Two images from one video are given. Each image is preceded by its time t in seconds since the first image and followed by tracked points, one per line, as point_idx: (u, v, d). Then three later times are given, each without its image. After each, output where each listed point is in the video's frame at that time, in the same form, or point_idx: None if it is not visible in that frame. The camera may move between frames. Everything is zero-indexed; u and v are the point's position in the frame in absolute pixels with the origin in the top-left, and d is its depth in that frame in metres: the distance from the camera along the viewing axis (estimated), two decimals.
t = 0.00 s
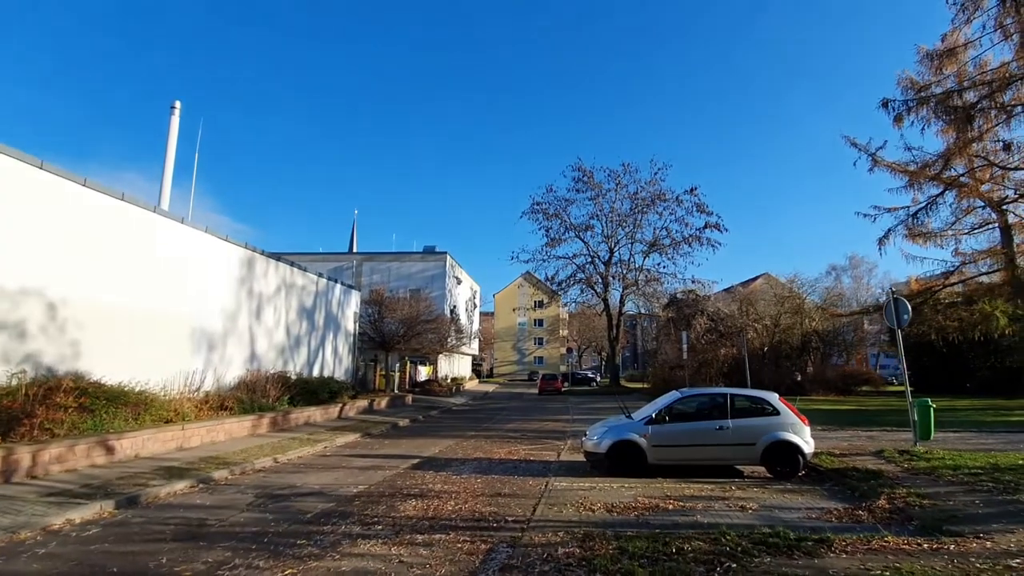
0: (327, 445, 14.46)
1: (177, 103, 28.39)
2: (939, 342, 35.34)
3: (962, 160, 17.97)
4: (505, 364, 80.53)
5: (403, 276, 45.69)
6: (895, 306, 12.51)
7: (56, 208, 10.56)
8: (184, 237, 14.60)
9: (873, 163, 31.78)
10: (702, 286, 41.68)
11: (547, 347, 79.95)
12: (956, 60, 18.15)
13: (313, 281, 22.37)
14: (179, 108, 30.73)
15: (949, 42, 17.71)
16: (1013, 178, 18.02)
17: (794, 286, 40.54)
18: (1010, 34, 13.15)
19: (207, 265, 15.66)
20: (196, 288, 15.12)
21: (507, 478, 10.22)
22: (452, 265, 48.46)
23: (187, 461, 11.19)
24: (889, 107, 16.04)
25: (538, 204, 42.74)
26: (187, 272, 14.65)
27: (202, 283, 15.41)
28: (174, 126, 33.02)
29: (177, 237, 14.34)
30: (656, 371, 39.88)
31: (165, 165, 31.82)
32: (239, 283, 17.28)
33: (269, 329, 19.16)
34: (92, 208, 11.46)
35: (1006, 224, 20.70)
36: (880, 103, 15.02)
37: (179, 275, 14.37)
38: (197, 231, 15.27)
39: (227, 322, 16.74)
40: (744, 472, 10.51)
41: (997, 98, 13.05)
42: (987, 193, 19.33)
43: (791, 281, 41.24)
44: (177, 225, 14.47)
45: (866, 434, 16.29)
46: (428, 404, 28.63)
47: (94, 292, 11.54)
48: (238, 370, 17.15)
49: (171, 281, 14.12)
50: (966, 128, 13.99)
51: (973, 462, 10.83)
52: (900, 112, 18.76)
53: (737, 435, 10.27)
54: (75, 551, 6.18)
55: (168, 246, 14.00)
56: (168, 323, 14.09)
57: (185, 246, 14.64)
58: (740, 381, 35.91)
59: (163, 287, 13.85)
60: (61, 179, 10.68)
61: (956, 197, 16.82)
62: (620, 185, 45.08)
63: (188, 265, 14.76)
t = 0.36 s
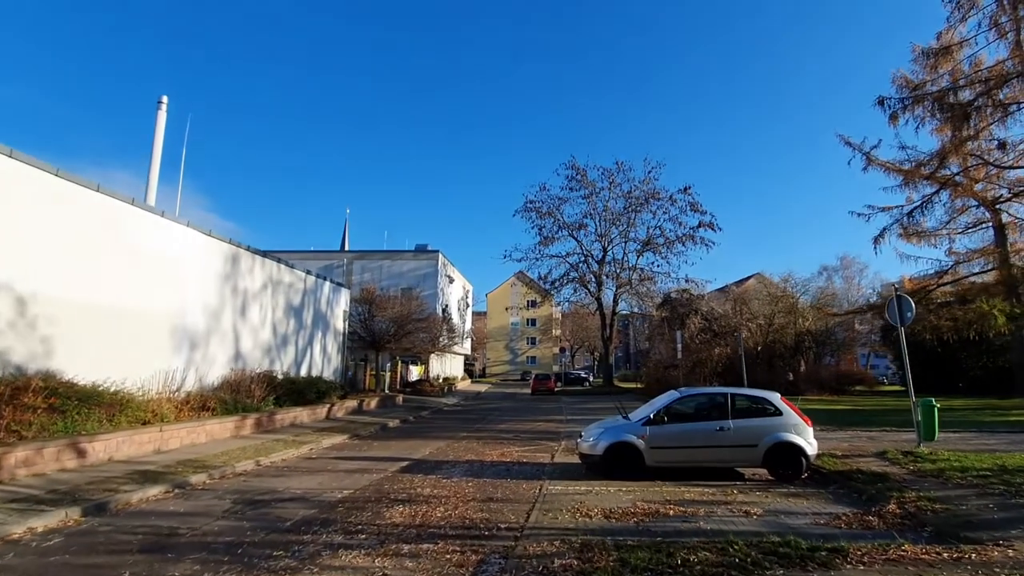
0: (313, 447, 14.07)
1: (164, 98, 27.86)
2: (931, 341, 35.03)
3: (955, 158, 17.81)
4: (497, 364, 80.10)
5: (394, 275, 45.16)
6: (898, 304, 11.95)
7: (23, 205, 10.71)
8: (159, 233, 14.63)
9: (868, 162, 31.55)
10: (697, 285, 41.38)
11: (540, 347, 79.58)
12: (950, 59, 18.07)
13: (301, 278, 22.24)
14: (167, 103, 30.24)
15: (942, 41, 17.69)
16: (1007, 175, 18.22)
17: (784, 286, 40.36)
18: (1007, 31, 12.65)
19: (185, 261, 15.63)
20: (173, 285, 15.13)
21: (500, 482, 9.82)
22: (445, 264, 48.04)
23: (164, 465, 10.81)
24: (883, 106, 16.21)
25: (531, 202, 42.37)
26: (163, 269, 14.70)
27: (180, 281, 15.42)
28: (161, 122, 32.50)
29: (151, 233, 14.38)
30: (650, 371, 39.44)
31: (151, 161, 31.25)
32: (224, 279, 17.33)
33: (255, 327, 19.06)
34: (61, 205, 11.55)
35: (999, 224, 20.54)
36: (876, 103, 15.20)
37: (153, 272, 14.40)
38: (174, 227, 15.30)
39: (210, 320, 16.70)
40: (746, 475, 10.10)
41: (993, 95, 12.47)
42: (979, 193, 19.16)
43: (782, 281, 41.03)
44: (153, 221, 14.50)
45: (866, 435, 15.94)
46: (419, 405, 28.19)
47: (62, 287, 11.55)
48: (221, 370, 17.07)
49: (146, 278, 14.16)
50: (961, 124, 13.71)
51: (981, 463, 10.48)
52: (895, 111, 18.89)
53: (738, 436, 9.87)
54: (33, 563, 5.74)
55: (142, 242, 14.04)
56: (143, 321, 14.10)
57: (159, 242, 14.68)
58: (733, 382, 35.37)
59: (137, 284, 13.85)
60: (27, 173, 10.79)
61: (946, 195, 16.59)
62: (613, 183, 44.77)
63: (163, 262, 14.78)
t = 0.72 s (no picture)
0: (299, 451, 13.62)
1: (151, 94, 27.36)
2: (927, 340, 34.55)
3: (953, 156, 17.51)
4: (491, 364, 79.62)
5: (387, 274, 44.64)
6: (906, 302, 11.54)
7: None
8: (141, 230, 14.34)
9: (865, 160, 31.25)
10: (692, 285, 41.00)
11: (534, 347, 79.12)
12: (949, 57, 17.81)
13: (290, 277, 21.82)
14: (156, 100, 29.78)
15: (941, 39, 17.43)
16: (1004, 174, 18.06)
17: (779, 287, 40.12)
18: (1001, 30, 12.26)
19: (168, 259, 15.31)
20: (155, 283, 14.81)
21: (492, 488, 9.38)
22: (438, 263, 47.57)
23: (140, 472, 10.40)
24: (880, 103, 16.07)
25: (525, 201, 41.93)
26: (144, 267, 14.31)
27: (162, 279, 15.03)
28: (150, 118, 31.97)
29: (133, 229, 14.08)
30: (647, 371, 38.98)
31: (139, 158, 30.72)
32: (209, 277, 17.00)
33: (241, 326, 18.71)
34: (38, 197, 11.25)
35: (997, 223, 20.27)
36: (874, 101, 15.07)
37: (134, 269, 14.08)
38: (158, 224, 15.00)
39: (194, 319, 16.31)
40: (750, 481, 9.65)
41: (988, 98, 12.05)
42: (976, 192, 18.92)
43: (776, 281, 40.64)
44: (136, 217, 14.20)
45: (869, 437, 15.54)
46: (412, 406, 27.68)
47: (36, 283, 11.19)
48: (205, 371, 16.71)
49: (127, 276, 13.84)
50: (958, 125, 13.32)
51: (994, 468, 10.07)
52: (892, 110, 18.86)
53: (743, 441, 9.42)
54: None
55: (123, 238, 13.73)
56: (123, 320, 13.76)
57: (142, 239, 14.39)
58: (729, 383, 34.82)
59: (117, 282, 13.53)
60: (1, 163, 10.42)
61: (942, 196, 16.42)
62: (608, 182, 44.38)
63: (144, 260, 14.47)
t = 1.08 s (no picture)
0: (286, 454, 13.10)
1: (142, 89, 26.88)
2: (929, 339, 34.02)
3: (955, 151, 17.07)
4: (488, 364, 79.18)
5: (383, 272, 44.13)
6: (918, 297, 10.95)
7: None
8: (123, 224, 13.83)
9: (867, 157, 30.76)
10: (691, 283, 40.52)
11: (531, 347, 78.64)
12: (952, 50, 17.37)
13: (281, 274, 21.30)
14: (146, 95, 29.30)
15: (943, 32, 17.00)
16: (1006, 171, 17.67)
17: (777, 286, 39.69)
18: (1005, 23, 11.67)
19: (152, 255, 14.78)
20: (138, 280, 14.28)
21: (486, 494, 8.87)
22: (434, 262, 47.08)
23: (115, 476, 9.92)
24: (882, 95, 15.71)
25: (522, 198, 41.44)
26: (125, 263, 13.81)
27: (145, 275, 14.53)
28: (141, 114, 31.48)
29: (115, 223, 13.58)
30: (645, 371, 38.47)
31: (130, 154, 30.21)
32: (195, 273, 16.49)
33: (229, 325, 18.23)
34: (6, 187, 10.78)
35: (1003, 219, 19.82)
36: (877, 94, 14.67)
37: (116, 265, 13.56)
38: (142, 217, 14.50)
39: (178, 317, 15.81)
40: (758, 485, 9.16)
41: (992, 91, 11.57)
42: (977, 189, 18.48)
43: (776, 279, 40.14)
44: (119, 210, 13.71)
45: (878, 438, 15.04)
46: (406, 406, 27.14)
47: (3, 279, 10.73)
48: (191, 371, 16.22)
49: (108, 272, 13.35)
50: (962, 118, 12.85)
51: (1014, 471, 9.58)
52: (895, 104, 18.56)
53: (751, 443, 8.91)
54: None
55: (104, 232, 13.23)
56: (103, 317, 13.24)
57: (125, 233, 13.90)
58: (728, 382, 34.36)
59: (97, 278, 13.01)
60: None
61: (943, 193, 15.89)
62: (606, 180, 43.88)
63: (127, 255, 13.94)
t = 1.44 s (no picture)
0: (277, 456, 12.56)
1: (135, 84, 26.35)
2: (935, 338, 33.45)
3: (963, 148, 16.56)
4: (487, 364, 78.67)
5: (381, 271, 43.60)
6: (938, 293, 10.42)
7: None
8: (108, 217, 13.31)
9: (871, 153, 30.25)
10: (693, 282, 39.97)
11: (531, 346, 78.11)
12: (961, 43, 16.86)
13: (275, 271, 20.77)
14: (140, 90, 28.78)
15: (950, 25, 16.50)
16: (1015, 166, 17.15)
17: (779, 285, 39.16)
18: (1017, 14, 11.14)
19: (139, 250, 14.26)
20: (123, 275, 13.77)
21: (485, 500, 8.35)
22: (432, 261, 46.54)
23: (91, 481, 9.39)
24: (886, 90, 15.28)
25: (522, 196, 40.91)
26: (110, 258, 13.31)
27: (132, 271, 14.02)
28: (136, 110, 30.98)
29: (99, 216, 13.07)
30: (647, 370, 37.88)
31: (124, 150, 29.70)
32: (184, 269, 15.97)
33: (220, 323, 17.70)
34: None
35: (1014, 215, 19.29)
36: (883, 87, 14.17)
37: (99, 260, 13.05)
38: (129, 211, 13.99)
39: (167, 314, 15.30)
40: (773, 490, 8.64)
41: (1002, 83, 11.09)
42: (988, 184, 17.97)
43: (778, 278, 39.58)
44: (104, 203, 13.20)
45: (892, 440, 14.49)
46: (404, 406, 26.59)
47: None
48: (179, 370, 15.69)
49: (92, 266, 12.85)
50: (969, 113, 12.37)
51: None
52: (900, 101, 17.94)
53: (766, 446, 8.38)
54: None
55: (87, 225, 12.72)
56: (85, 314, 12.74)
57: (110, 227, 13.39)
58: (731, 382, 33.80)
59: (79, 272, 12.50)
60: None
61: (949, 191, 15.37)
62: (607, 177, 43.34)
63: (112, 249, 13.42)
